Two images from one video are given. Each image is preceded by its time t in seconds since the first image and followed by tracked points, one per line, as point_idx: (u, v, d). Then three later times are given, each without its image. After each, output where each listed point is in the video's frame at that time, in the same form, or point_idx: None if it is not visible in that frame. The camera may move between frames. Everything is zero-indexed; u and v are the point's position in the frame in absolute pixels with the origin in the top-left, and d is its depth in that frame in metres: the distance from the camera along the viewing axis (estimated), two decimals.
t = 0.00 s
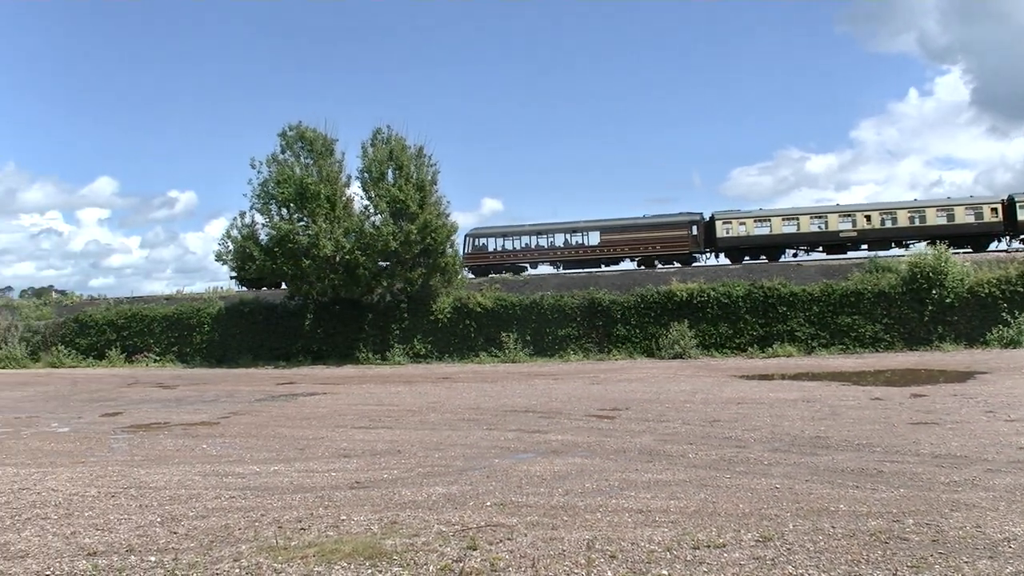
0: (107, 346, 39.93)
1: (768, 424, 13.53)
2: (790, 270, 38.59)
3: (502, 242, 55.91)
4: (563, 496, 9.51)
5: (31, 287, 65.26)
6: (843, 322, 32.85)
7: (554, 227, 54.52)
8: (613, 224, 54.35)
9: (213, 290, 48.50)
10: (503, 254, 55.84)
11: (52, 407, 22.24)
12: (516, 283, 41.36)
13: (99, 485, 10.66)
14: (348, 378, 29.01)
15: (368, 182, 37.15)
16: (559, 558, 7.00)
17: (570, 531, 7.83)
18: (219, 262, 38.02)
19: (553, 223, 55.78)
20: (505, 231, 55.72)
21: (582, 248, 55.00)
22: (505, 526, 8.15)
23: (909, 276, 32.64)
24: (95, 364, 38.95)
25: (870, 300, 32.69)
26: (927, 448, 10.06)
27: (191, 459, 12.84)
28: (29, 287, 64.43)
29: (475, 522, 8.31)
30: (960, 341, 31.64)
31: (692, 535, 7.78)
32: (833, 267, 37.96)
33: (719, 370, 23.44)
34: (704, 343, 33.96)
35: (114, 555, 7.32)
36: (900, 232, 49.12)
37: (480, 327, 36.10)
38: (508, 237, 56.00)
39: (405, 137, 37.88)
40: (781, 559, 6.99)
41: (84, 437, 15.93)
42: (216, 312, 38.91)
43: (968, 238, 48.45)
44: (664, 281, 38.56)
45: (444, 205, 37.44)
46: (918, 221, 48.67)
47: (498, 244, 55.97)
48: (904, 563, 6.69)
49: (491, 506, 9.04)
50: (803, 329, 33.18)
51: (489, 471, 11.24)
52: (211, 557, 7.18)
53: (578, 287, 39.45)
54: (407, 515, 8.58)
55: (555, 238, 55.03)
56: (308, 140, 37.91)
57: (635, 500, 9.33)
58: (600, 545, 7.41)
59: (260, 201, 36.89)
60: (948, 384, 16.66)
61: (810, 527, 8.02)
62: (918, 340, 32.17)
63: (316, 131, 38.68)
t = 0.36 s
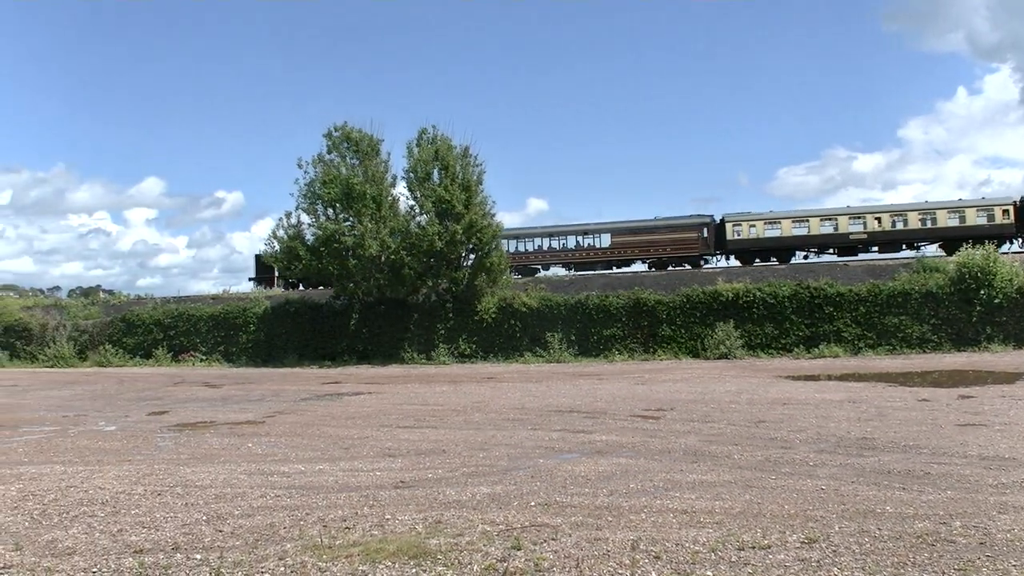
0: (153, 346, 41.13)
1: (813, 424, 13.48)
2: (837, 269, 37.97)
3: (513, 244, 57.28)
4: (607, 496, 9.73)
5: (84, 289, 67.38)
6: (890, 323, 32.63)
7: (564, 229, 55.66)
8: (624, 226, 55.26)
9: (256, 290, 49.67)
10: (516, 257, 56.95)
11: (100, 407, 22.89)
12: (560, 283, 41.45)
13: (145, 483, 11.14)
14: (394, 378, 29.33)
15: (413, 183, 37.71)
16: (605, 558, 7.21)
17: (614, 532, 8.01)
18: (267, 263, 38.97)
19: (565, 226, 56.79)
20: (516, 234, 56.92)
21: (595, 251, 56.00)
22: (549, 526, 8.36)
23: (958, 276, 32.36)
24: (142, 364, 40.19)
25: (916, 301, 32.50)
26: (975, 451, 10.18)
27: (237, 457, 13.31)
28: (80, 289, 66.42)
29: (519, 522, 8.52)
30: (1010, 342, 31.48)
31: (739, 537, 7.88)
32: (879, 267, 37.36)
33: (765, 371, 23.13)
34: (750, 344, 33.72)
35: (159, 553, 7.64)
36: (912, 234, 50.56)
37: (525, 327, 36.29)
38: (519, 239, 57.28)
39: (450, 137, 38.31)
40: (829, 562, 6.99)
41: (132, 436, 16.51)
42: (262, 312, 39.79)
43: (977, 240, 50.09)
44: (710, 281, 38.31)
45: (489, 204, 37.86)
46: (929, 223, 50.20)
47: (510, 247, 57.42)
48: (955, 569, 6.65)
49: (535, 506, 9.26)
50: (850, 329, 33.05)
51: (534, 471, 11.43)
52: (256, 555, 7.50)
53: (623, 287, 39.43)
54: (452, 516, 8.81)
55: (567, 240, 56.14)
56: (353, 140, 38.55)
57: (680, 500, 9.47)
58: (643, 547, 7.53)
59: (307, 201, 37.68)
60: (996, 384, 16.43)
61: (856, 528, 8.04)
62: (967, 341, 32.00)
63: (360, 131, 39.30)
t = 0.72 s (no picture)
0: (182, 346, 41.89)
1: (842, 424, 13.41)
2: (866, 268, 37.49)
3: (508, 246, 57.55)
4: (634, 496, 9.81)
5: (114, 290, 68.72)
6: (919, 323, 32.25)
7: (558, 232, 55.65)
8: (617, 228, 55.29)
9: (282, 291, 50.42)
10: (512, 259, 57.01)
11: (131, 407, 23.39)
12: (587, 283, 41.45)
13: (174, 483, 11.44)
14: (421, 378, 29.54)
15: (441, 183, 38.00)
16: (634, 558, 7.30)
17: (642, 533, 8.08)
18: (295, 264, 39.60)
19: (559, 229, 56.83)
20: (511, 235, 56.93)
21: (589, 253, 55.99)
22: (577, 526, 8.45)
23: (988, 276, 31.95)
24: (172, 363, 40.96)
25: (947, 301, 32.06)
26: (1006, 452, 10.13)
27: (265, 457, 13.61)
28: (111, 291, 67.84)
29: (547, 522, 8.63)
30: None
31: (766, 538, 7.89)
32: (908, 267, 36.84)
33: (794, 371, 22.95)
34: (778, 344, 33.49)
35: (187, 552, 7.85)
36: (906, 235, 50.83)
37: (553, 327, 36.36)
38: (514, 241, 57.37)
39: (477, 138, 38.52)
40: (857, 564, 7.00)
41: (162, 436, 16.87)
42: (291, 312, 40.31)
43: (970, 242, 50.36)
44: (739, 281, 38.08)
45: (516, 203, 38.01)
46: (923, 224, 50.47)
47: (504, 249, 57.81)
48: (986, 572, 6.62)
49: (563, 507, 9.35)
50: (879, 329, 32.67)
51: (562, 471, 11.53)
52: (285, 554, 7.69)
53: (650, 287, 39.33)
54: (479, 516, 8.94)
55: (563, 242, 56.15)
56: (381, 140, 38.96)
57: (708, 500, 9.51)
58: (671, 548, 7.60)
59: (335, 201, 38.15)
60: None
61: (885, 529, 8.03)
62: (998, 341, 31.46)
63: (388, 132, 39.68)
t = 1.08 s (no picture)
0: (212, 345, 42.65)
1: (873, 425, 13.30)
2: (896, 267, 36.95)
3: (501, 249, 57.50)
4: (662, 496, 9.87)
5: (144, 290, 70.01)
6: (949, 322, 31.96)
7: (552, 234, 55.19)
8: (611, 230, 54.93)
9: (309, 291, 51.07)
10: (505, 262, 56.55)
11: (162, 406, 23.83)
12: (615, 282, 41.37)
13: (204, 482, 11.72)
14: (449, 378, 29.70)
15: (469, 183, 38.20)
16: (662, 558, 7.39)
17: (671, 534, 8.13)
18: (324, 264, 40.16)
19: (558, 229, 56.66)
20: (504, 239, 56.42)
21: (584, 254, 55.62)
22: (607, 526, 8.53)
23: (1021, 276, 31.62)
24: (202, 363, 41.71)
25: (978, 301, 31.76)
26: None
27: (294, 456, 13.87)
28: (141, 290, 69.06)
29: (576, 522, 8.72)
30: None
31: (797, 539, 7.90)
32: (939, 267, 36.27)
33: (825, 371, 22.72)
34: (808, 344, 33.24)
35: (217, 550, 8.06)
36: (898, 238, 50.64)
37: (581, 327, 36.38)
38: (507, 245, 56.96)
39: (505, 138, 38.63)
40: (888, 566, 6.99)
41: (192, 435, 17.20)
42: (320, 311, 40.85)
43: (961, 243, 50.12)
44: (769, 280, 37.79)
45: (544, 203, 38.05)
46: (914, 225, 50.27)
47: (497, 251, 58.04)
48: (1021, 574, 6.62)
49: (591, 506, 9.44)
50: (909, 329, 32.40)
51: (590, 471, 11.62)
52: (314, 553, 7.88)
53: (679, 287, 39.17)
54: (507, 516, 9.06)
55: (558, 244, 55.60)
56: (409, 140, 39.19)
57: (737, 500, 9.53)
58: (700, 549, 7.64)
59: (364, 201, 38.56)
60: None
61: (915, 530, 8.00)
62: None
63: (416, 132, 39.93)
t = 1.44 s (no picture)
0: (241, 345, 43.42)
1: (903, 426, 13.26)
2: (926, 267, 36.44)
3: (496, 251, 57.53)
4: (691, 496, 9.97)
5: (173, 289, 71.34)
6: (981, 323, 31.67)
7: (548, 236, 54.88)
8: (604, 233, 54.95)
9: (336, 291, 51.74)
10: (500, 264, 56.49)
11: (191, 405, 24.32)
12: (644, 283, 41.32)
13: (235, 480, 12.07)
14: (478, 378, 29.92)
15: (498, 182, 38.43)
16: (690, 558, 7.50)
17: (699, 535, 8.22)
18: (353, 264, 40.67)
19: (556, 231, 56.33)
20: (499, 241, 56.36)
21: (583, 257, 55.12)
22: (635, 527, 8.65)
23: None
24: (232, 362, 42.48)
25: (1010, 301, 31.42)
26: None
27: (324, 455, 14.16)
28: (169, 290, 70.38)
29: (605, 523, 8.86)
30: None
31: (826, 540, 7.95)
32: (969, 267, 35.65)
33: (854, 371, 22.59)
34: (838, 345, 33.00)
35: (246, 548, 8.33)
36: (891, 240, 50.02)
37: (610, 327, 36.38)
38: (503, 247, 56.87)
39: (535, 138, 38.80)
40: (918, 568, 7.02)
41: (223, 434, 17.59)
42: (349, 311, 41.38)
43: (954, 246, 49.40)
44: (798, 280, 37.52)
45: (573, 202, 38.13)
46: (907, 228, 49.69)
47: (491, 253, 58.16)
48: None
49: (619, 507, 9.55)
50: (940, 330, 32.13)
51: (619, 471, 11.74)
52: (344, 552, 8.11)
53: (707, 287, 39.02)
54: (534, 516, 9.21)
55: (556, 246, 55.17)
56: (439, 141, 39.48)
57: (766, 501, 9.58)
58: (729, 550, 7.72)
59: (393, 201, 38.97)
60: None
61: (946, 532, 8.02)
62: None
63: (445, 132, 40.22)
